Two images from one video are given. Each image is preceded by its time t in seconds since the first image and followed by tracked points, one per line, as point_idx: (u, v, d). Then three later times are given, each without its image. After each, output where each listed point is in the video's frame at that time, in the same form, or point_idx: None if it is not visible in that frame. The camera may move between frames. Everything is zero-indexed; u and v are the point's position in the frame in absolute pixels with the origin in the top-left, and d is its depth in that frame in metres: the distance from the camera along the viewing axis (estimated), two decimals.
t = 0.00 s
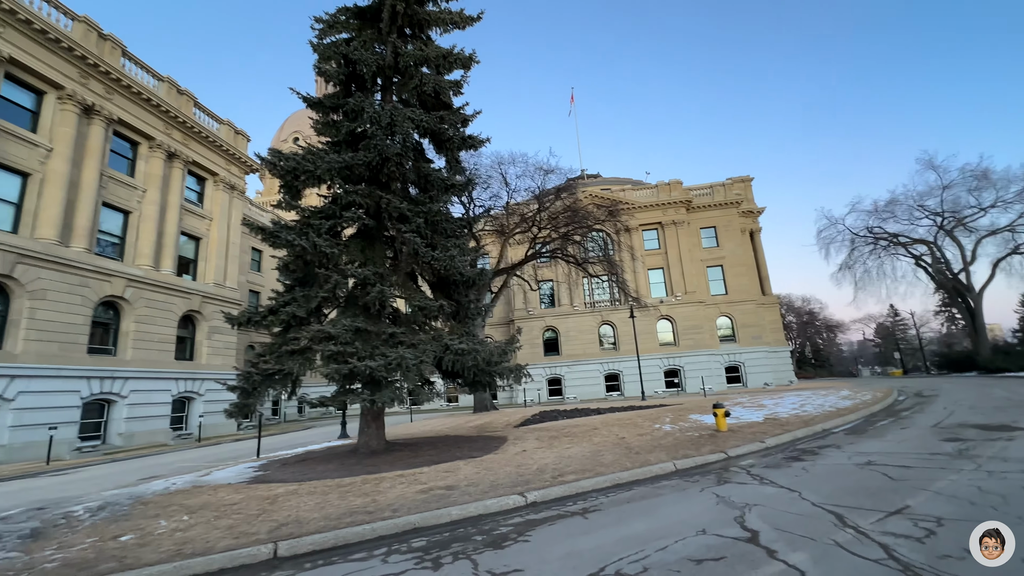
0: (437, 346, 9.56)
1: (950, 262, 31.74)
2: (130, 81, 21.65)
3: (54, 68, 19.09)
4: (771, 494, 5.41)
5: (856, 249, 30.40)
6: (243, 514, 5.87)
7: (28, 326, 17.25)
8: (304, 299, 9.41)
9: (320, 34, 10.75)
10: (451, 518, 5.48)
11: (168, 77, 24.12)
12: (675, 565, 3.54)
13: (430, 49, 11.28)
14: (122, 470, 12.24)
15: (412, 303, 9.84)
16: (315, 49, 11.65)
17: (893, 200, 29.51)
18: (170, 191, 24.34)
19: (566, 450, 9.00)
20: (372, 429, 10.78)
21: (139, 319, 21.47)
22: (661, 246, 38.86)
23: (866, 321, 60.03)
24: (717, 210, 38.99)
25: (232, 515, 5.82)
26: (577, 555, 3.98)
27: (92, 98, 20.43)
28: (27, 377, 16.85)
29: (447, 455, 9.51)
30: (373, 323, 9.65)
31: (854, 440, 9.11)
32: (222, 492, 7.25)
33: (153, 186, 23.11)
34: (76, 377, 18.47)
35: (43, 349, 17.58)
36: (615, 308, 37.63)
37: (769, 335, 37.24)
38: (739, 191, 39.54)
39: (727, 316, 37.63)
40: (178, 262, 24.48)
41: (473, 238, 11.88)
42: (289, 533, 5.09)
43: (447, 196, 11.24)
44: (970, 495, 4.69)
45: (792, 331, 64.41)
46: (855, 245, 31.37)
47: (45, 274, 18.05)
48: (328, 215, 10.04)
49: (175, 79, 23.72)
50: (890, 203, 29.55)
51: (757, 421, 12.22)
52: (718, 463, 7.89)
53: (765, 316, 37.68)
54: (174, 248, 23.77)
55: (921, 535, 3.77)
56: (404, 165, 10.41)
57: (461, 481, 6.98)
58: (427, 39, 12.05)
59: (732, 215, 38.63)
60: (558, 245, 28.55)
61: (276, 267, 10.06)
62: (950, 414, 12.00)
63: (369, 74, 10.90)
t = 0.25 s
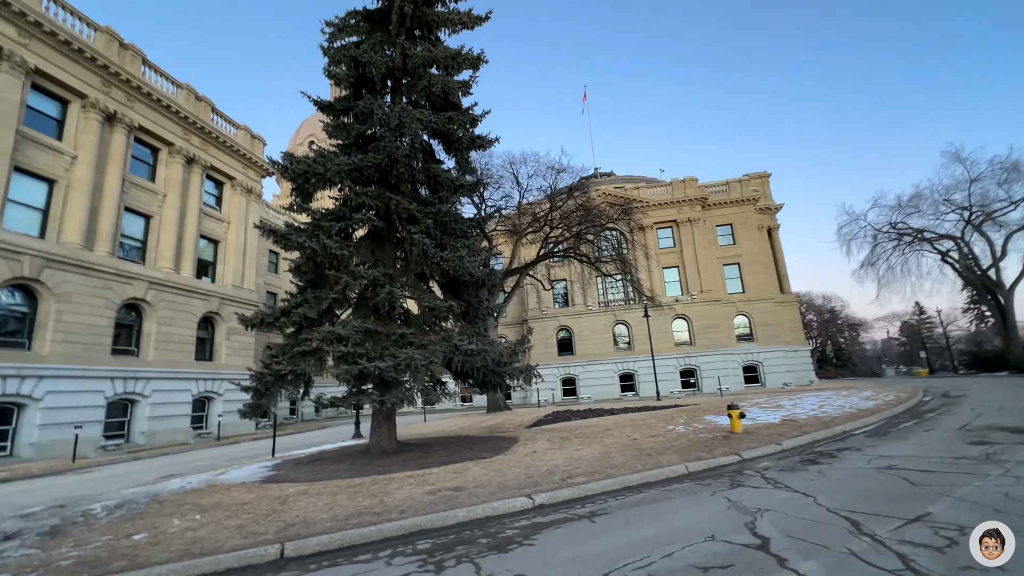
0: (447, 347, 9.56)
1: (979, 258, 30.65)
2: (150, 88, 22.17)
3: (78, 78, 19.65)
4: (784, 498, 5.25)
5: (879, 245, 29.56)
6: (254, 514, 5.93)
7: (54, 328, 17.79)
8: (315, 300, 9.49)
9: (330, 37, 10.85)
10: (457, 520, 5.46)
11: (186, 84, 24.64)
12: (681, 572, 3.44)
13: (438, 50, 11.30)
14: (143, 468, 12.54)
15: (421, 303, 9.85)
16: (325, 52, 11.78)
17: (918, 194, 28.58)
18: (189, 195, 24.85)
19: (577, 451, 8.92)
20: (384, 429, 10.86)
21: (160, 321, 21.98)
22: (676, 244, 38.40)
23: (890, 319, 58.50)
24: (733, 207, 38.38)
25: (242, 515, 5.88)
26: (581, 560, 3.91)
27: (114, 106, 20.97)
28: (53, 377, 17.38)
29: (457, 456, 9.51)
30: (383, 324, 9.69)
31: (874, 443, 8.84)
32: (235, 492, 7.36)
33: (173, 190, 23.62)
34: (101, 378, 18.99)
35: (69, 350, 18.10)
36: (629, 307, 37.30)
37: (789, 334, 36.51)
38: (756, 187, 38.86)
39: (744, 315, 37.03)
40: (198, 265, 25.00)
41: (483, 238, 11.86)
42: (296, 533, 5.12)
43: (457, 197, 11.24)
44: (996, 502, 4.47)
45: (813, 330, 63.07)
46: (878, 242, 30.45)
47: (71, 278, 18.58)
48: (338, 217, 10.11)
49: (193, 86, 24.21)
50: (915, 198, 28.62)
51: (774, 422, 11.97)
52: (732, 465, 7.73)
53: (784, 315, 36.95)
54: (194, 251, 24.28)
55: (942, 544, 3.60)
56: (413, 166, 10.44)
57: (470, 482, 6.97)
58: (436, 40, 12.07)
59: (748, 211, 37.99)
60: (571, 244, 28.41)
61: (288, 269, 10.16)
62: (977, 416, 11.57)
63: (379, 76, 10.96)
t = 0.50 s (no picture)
0: (454, 346, 9.58)
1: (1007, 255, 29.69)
2: (168, 93, 22.66)
3: (99, 85, 20.17)
4: (793, 503, 5.10)
5: (901, 242, 28.78)
6: (259, 512, 6.00)
7: (77, 328, 18.29)
8: (323, 301, 9.58)
9: (339, 40, 10.96)
10: (459, 520, 5.45)
11: (203, 89, 25.12)
12: None
13: (445, 50, 11.33)
14: (160, 465, 12.82)
15: (428, 303, 9.87)
16: (334, 55, 11.90)
17: (942, 189, 27.74)
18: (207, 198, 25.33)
19: (584, 452, 8.85)
20: (392, 428, 10.93)
21: (178, 321, 22.45)
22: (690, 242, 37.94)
23: (913, 319, 57.03)
24: (749, 204, 37.77)
25: (248, 513, 5.95)
26: (579, 563, 3.85)
27: (133, 112, 21.48)
28: (76, 375, 17.88)
29: (464, 456, 9.52)
30: (391, 323, 9.74)
31: (891, 445, 8.59)
32: (244, 489, 7.46)
33: (190, 193, 24.11)
34: (122, 376, 19.48)
35: (91, 350, 18.59)
36: (643, 307, 36.96)
37: (806, 333, 35.81)
38: (772, 184, 38.19)
39: (760, 314, 36.42)
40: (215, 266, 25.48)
41: (490, 238, 11.85)
42: (299, 531, 5.17)
43: (464, 196, 11.24)
44: (1015, 509, 4.28)
45: (833, 330, 61.72)
46: (900, 238, 29.62)
47: (92, 279, 19.08)
48: (347, 218, 10.18)
49: (209, 91, 24.68)
50: (939, 193, 27.78)
51: (788, 424, 11.72)
52: (741, 467, 7.58)
53: (802, 314, 36.25)
54: (211, 252, 24.76)
55: (955, 553, 3.44)
56: (420, 167, 10.48)
57: (474, 482, 6.95)
58: (444, 41, 12.11)
59: (765, 209, 37.36)
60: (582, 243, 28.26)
61: (298, 269, 10.27)
62: (1002, 418, 11.17)
63: (387, 77, 11.04)
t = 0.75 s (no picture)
0: (456, 345, 9.60)
1: None
2: (178, 95, 22.96)
3: (111, 86, 20.50)
4: (793, 504, 5.03)
5: (916, 239, 28.22)
6: (260, 508, 6.06)
7: (90, 326, 18.65)
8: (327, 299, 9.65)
9: (342, 40, 11.01)
10: (456, 519, 5.46)
11: (213, 90, 25.40)
12: None
13: (448, 49, 11.33)
14: (169, 461, 13.03)
15: (431, 302, 9.90)
16: (339, 54, 11.96)
17: (959, 185, 27.11)
18: (217, 197, 25.64)
19: (586, 451, 8.82)
20: (396, 426, 10.99)
21: (189, 319, 22.78)
22: (699, 240, 37.59)
23: (929, 318, 56.05)
24: (759, 201, 37.33)
25: (249, 509, 6.02)
26: (571, 563, 3.84)
27: (145, 113, 21.80)
28: (90, 372, 18.23)
29: (467, 454, 9.54)
30: (394, 322, 9.78)
31: (899, 446, 8.44)
32: (248, 485, 7.56)
33: (201, 193, 24.43)
34: (134, 373, 19.81)
35: (104, 347, 18.94)
36: (651, 305, 36.74)
37: (818, 332, 35.33)
38: (783, 181, 37.69)
39: (771, 312, 36.01)
40: (225, 265, 25.83)
41: (494, 236, 11.83)
42: (297, 528, 5.22)
43: (467, 195, 11.24)
44: (1021, 513, 4.17)
45: (846, 329, 60.79)
46: (914, 236, 29.03)
47: (106, 278, 19.43)
48: (350, 217, 10.24)
49: (219, 91, 24.94)
50: (955, 189, 27.15)
51: (795, 424, 11.57)
52: (744, 468, 7.50)
53: (813, 313, 35.77)
54: (221, 251, 25.10)
55: (954, 557, 3.37)
56: (423, 165, 10.50)
57: (474, 481, 6.95)
58: (447, 39, 12.12)
59: (776, 206, 36.89)
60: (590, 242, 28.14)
61: (302, 268, 10.36)
62: (1017, 419, 10.91)
63: (390, 76, 11.07)
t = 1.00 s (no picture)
0: (449, 342, 9.58)
1: None
2: (176, 89, 22.90)
3: (109, 81, 20.45)
4: (780, 503, 5.01)
5: (916, 237, 28.12)
6: (249, 504, 6.05)
7: (88, 321, 18.65)
8: (320, 295, 9.63)
9: (337, 34, 10.94)
10: (443, 516, 5.45)
11: (211, 85, 25.33)
12: None
13: (443, 44, 11.26)
14: (165, 456, 13.06)
15: (424, 298, 9.89)
16: (334, 49, 11.90)
17: (960, 182, 26.97)
18: (215, 193, 25.60)
19: (578, 449, 8.81)
20: (390, 423, 11.00)
21: (188, 314, 22.80)
22: (699, 237, 37.49)
23: (930, 317, 55.94)
24: (760, 199, 37.20)
25: (238, 505, 6.01)
26: (553, 561, 3.82)
27: (143, 108, 21.76)
28: (88, 367, 18.26)
29: (460, 451, 9.53)
30: (388, 318, 9.77)
31: (893, 445, 8.40)
32: (239, 481, 7.55)
33: (199, 188, 24.41)
34: (132, 368, 19.85)
35: (102, 342, 18.97)
36: (650, 302, 36.69)
37: (818, 330, 35.27)
38: (784, 178, 37.57)
39: (770, 310, 35.95)
40: (223, 260, 25.83)
41: (489, 233, 11.80)
42: (283, 524, 5.20)
43: (462, 191, 11.20)
44: (1007, 513, 4.14)
45: (846, 327, 60.67)
46: (915, 234, 28.91)
47: (103, 273, 19.44)
48: (344, 213, 10.21)
49: (217, 86, 24.88)
50: (957, 186, 27.01)
51: (791, 422, 11.54)
52: (736, 466, 7.48)
53: (813, 310, 35.70)
54: (219, 247, 25.10)
55: (937, 558, 3.34)
56: (417, 161, 10.46)
57: (464, 478, 6.93)
58: (444, 34, 12.04)
59: (776, 203, 36.78)
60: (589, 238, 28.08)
61: (296, 264, 10.34)
62: (1014, 418, 10.85)
63: (385, 71, 11.01)
